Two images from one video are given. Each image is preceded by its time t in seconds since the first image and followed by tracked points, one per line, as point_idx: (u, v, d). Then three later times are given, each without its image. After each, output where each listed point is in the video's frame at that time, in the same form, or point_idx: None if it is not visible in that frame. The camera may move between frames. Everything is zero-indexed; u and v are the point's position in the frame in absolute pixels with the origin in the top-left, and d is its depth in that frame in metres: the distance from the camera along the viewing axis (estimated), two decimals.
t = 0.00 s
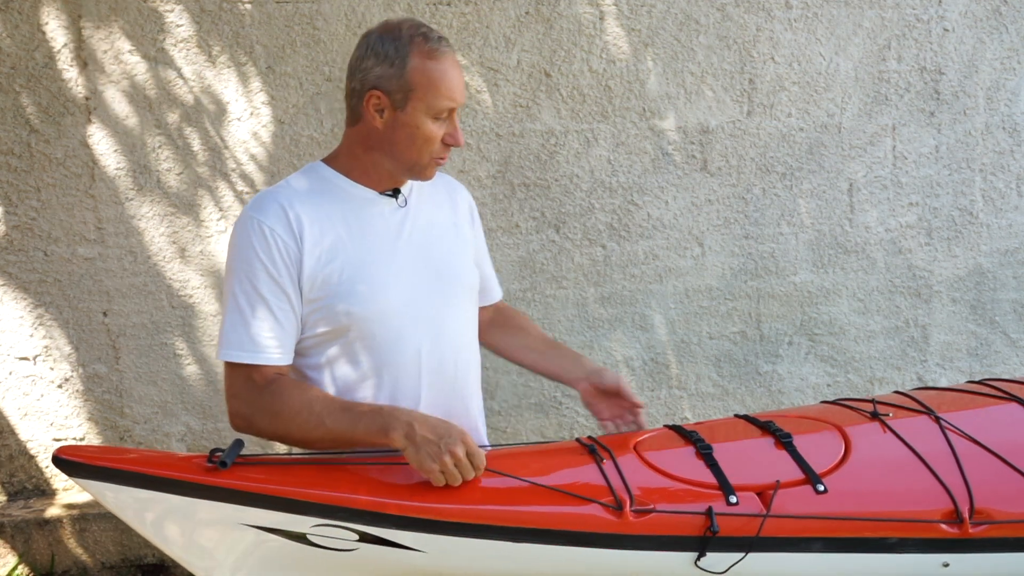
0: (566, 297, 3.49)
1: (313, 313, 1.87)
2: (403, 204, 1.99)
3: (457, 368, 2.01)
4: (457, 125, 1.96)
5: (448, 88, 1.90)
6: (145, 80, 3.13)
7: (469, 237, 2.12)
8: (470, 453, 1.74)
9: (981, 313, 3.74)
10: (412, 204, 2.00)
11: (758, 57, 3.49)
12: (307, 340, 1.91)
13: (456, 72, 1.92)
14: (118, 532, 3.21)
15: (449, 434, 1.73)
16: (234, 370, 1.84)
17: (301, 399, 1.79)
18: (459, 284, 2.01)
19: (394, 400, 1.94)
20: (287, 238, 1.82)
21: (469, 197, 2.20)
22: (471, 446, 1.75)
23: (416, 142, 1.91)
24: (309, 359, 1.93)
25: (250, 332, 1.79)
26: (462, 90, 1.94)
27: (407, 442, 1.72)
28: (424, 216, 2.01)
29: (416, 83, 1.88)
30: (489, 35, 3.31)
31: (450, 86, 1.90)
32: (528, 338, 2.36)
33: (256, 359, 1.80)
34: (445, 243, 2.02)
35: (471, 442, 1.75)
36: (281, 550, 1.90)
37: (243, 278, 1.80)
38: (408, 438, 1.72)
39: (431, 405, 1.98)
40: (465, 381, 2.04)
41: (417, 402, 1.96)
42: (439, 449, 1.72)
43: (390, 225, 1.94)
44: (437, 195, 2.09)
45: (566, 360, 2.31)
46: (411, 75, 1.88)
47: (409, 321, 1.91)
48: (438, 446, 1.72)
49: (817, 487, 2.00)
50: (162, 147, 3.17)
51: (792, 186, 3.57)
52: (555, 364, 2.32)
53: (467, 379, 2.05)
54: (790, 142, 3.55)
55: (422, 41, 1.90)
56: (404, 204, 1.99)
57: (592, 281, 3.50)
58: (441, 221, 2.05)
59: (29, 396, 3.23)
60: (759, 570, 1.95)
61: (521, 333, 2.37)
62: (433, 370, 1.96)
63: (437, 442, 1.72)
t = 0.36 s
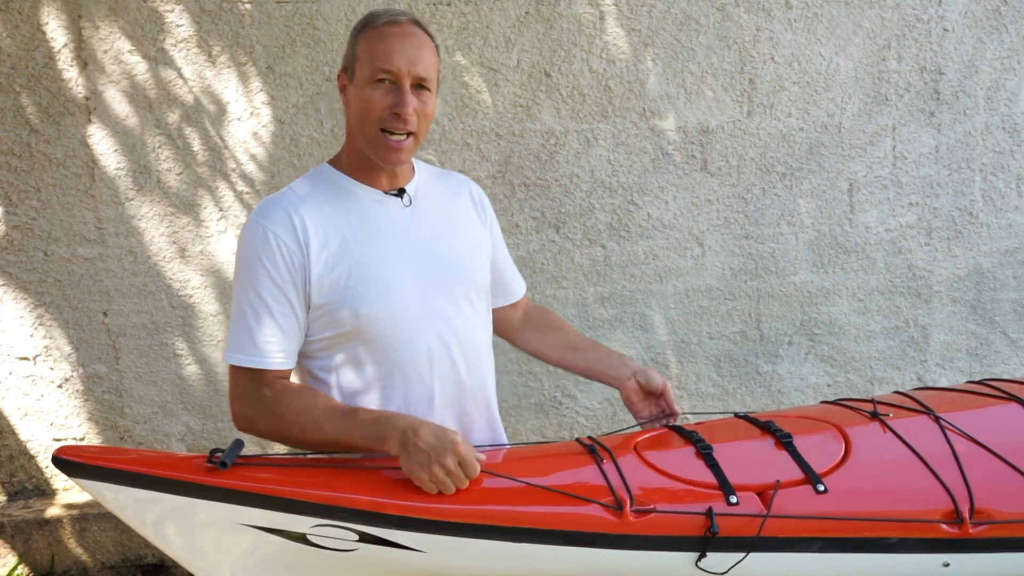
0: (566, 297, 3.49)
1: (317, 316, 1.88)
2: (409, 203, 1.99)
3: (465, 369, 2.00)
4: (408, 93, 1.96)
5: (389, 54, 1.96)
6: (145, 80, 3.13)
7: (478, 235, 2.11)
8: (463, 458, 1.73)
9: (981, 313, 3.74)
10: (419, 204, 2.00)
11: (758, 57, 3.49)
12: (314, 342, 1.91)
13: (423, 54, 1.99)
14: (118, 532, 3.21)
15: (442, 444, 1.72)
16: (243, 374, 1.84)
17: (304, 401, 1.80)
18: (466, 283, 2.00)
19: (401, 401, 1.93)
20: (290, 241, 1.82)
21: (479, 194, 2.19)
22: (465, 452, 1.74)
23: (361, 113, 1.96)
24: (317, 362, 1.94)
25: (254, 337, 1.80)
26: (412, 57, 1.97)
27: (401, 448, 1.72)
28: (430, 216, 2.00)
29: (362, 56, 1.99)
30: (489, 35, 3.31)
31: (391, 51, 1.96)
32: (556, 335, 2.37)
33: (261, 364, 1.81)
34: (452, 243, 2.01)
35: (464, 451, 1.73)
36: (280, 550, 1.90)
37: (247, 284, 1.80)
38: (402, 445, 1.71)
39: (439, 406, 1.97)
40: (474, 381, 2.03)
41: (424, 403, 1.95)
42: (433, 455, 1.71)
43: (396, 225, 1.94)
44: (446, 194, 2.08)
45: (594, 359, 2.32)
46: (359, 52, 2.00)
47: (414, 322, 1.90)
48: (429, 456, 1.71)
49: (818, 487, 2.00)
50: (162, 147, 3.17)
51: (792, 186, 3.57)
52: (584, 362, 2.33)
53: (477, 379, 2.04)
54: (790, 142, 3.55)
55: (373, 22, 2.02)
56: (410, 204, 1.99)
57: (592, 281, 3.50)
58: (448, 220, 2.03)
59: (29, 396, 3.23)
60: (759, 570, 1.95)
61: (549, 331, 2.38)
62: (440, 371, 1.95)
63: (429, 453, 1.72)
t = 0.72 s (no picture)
0: (566, 297, 3.49)
1: (334, 313, 1.88)
2: (428, 204, 2.00)
3: (480, 371, 2.00)
4: (416, 94, 1.96)
5: (394, 56, 1.97)
6: (145, 80, 3.13)
7: (497, 238, 2.11)
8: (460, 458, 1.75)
9: (981, 313, 3.74)
10: (439, 205, 2.01)
11: (758, 57, 3.49)
12: (330, 340, 1.92)
13: (434, 54, 2.00)
14: (118, 532, 3.21)
15: (436, 444, 1.75)
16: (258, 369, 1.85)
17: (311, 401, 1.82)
18: (484, 285, 2.00)
19: (414, 400, 1.93)
20: (309, 236, 1.83)
21: (499, 201, 2.19)
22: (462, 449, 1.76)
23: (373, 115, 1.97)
24: (332, 359, 1.95)
25: (269, 331, 1.81)
26: (416, 58, 1.97)
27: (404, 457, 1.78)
28: (449, 218, 2.01)
29: (371, 62, 2.01)
30: (489, 35, 3.31)
31: (394, 54, 1.97)
32: (567, 354, 2.36)
33: (274, 358, 1.82)
34: (470, 244, 2.01)
35: (457, 442, 1.74)
36: (280, 548, 1.90)
37: (265, 279, 1.82)
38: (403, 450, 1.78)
39: (452, 406, 1.97)
40: (488, 382, 2.03)
41: (437, 403, 1.95)
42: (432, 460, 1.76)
43: (415, 225, 1.95)
44: (467, 197, 2.09)
45: (607, 379, 2.33)
46: (368, 57, 2.02)
47: (431, 321, 1.90)
48: (425, 459, 1.75)
49: (815, 482, 2.00)
50: (162, 148, 3.17)
51: (792, 186, 3.57)
52: (598, 383, 2.33)
53: (491, 381, 2.04)
54: (790, 142, 3.55)
55: (381, 28, 2.03)
56: (430, 204, 2.00)
57: (592, 281, 3.50)
58: (467, 223, 2.04)
59: (29, 396, 3.23)
60: (758, 565, 1.94)
61: (559, 349, 2.37)
62: (455, 371, 1.96)
63: (424, 456, 1.76)
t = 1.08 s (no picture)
0: (566, 297, 3.49)
1: (348, 310, 1.89)
2: (447, 204, 2.00)
3: (491, 372, 2.00)
4: (447, 103, 1.94)
5: (427, 63, 1.94)
6: (145, 80, 3.13)
7: (514, 240, 2.11)
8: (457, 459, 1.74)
9: (981, 313, 3.74)
10: (455, 205, 2.01)
11: (758, 57, 3.49)
12: (342, 336, 1.93)
13: (463, 58, 1.96)
14: (118, 532, 3.21)
15: (437, 443, 1.76)
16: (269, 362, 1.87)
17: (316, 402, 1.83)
18: (499, 287, 1.99)
19: (424, 399, 1.94)
20: (326, 233, 1.84)
21: (518, 204, 2.19)
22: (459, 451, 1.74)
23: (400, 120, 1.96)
24: (344, 355, 1.95)
25: (282, 325, 1.82)
26: (449, 66, 1.94)
27: (402, 459, 1.78)
28: (466, 219, 2.01)
29: (402, 65, 1.97)
30: (489, 35, 3.32)
31: (428, 60, 1.93)
32: (567, 353, 2.37)
33: (286, 352, 1.83)
34: (487, 246, 2.01)
35: (459, 443, 1.74)
36: (280, 550, 1.90)
37: (282, 273, 1.83)
38: (405, 451, 1.78)
39: (462, 405, 1.98)
40: (499, 383, 2.04)
41: (446, 402, 1.96)
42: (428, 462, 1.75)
43: (430, 225, 1.95)
44: (485, 198, 2.09)
45: (607, 378, 2.34)
46: (400, 59, 1.98)
47: (444, 322, 1.90)
48: (425, 458, 1.75)
49: (817, 485, 2.00)
50: (162, 148, 3.17)
51: (792, 186, 3.58)
52: (598, 381, 2.34)
53: (502, 381, 2.04)
54: (790, 142, 3.55)
55: (414, 29, 1.99)
56: (447, 205, 2.01)
57: (592, 281, 3.50)
58: (485, 225, 2.04)
59: (29, 396, 3.23)
60: (758, 568, 1.95)
61: (559, 349, 2.38)
62: (466, 371, 1.96)
63: (425, 455, 1.75)
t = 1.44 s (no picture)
0: (566, 297, 3.49)
1: (345, 311, 1.89)
2: (443, 204, 2.00)
3: (488, 371, 2.00)
4: (447, 109, 1.94)
5: (427, 69, 1.93)
6: (145, 80, 3.13)
7: (511, 239, 2.11)
8: (457, 464, 1.74)
9: (981, 313, 3.74)
10: (452, 205, 2.01)
11: (758, 57, 3.49)
12: (340, 337, 1.93)
13: (462, 62, 1.96)
14: (118, 532, 3.22)
15: (437, 446, 1.76)
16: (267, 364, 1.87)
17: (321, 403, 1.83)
18: (495, 287, 1.99)
19: (422, 399, 1.94)
20: (322, 235, 1.85)
21: (516, 203, 2.18)
22: (460, 456, 1.75)
23: (400, 126, 1.95)
24: (342, 356, 1.96)
25: (280, 328, 1.83)
26: (449, 72, 1.94)
27: (401, 459, 1.78)
28: (463, 219, 2.01)
29: (402, 69, 1.96)
30: (489, 35, 3.32)
31: (428, 66, 1.92)
32: (568, 353, 2.37)
33: (284, 354, 1.84)
34: (484, 245, 2.01)
35: (460, 449, 1.74)
36: (280, 550, 1.91)
37: (279, 276, 1.84)
38: (403, 451, 1.78)
39: (459, 405, 1.98)
40: (497, 382, 2.04)
41: (443, 402, 1.96)
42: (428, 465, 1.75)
43: (426, 225, 1.95)
44: (482, 197, 2.09)
45: (608, 379, 2.34)
46: (399, 63, 1.97)
47: (440, 322, 1.91)
48: (425, 460, 1.75)
49: (817, 486, 2.00)
50: (162, 148, 3.17)
51: (792, 186, 3.58)
52: (598, 382, 2.34)
53: (500, 381, 2.04)
54: (790, 142, 3.55)
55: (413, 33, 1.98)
56: (443, 205, 2.00)
57: (592, 281, 3.50)
58: (482, 224, 2.03)
59: (29, 396, 3.23)
60: (757, 569, 1.95)
61: (560, 349, 2.38)
62: (463, 371, 1.96)
63: (425, 457, 1.76)
